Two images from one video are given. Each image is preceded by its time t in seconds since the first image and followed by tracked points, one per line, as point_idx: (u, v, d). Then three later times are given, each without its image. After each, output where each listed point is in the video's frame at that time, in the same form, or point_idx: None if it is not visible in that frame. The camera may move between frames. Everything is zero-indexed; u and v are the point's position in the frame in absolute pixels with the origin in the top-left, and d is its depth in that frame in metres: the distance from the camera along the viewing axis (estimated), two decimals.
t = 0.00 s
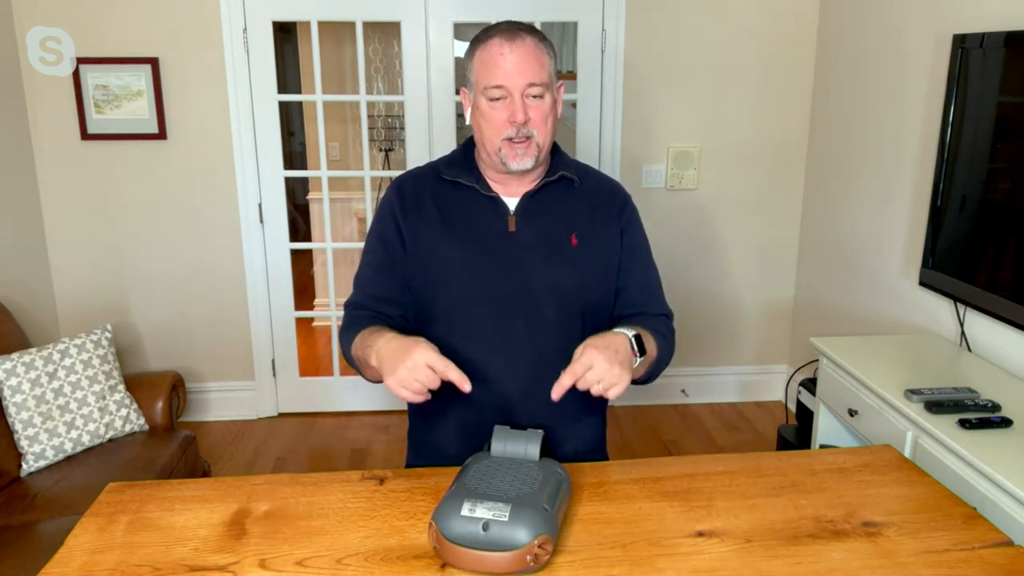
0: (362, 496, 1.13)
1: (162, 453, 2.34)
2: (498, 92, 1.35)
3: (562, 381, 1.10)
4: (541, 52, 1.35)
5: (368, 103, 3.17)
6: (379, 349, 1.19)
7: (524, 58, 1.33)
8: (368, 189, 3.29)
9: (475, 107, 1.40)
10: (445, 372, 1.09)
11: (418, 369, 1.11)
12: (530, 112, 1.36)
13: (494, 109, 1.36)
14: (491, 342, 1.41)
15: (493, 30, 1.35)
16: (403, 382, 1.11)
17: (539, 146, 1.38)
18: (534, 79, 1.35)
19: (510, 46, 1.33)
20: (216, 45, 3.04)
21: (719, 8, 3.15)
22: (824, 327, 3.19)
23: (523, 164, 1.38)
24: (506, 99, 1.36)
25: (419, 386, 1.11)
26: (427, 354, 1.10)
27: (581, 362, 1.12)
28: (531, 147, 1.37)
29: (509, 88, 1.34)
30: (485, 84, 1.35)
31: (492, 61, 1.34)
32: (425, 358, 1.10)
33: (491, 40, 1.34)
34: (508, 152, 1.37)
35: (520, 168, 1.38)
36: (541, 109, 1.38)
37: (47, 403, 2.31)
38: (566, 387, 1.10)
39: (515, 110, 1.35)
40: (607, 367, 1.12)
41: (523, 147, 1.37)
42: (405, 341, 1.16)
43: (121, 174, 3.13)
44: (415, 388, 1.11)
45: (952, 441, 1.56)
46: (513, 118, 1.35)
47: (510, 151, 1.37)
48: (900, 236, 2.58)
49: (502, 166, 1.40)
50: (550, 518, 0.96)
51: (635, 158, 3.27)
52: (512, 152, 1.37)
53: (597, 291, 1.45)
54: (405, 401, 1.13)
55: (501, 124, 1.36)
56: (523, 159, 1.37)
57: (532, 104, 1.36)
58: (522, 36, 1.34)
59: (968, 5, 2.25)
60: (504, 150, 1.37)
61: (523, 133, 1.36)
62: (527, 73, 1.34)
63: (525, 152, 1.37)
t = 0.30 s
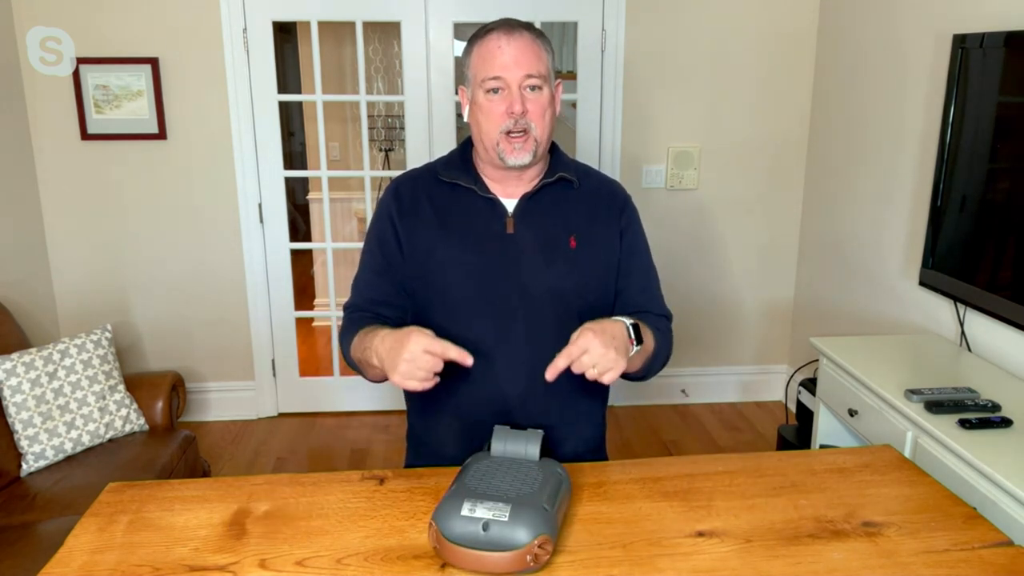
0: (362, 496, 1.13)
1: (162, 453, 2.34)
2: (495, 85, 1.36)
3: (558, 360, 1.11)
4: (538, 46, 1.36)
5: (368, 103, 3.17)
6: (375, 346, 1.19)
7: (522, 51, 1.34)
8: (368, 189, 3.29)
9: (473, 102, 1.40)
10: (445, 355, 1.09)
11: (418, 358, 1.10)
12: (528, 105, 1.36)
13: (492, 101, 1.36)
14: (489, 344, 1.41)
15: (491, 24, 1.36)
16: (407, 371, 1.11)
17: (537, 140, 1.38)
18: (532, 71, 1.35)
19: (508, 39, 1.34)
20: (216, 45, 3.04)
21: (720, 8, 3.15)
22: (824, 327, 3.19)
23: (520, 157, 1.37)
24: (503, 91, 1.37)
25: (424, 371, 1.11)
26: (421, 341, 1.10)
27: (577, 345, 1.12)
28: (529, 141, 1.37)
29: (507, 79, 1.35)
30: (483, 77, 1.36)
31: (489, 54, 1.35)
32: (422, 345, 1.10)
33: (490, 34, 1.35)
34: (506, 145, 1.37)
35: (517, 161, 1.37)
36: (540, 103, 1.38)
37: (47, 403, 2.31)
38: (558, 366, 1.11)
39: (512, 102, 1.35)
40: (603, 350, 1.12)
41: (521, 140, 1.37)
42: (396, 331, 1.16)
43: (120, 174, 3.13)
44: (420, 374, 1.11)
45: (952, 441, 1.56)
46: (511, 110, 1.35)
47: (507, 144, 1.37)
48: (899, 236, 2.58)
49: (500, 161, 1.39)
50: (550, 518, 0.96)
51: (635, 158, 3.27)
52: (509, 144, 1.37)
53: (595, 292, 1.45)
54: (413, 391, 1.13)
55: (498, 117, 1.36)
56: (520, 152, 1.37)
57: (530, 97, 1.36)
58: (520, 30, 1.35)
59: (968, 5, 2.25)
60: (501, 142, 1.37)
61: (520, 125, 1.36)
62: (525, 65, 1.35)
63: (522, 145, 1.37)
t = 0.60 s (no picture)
0: (362, 496, 1.13)
1: (162, 453, 2.34)
2: (494, 83, 1.36)
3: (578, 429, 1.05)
4: (539, 46, 1.36)
5: (368, 103, 3.17)
6: (367, 393, 1.17)
7: (522, 49, 1.34)
8: (368, 189, 3.29)
9: (472, 100, 1.40)
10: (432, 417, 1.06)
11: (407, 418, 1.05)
12: (526, 103, 1.36)
13: (491, 99, 1.37)
14: (488, 344, 1.41)
15: (491, 23, 1.36)
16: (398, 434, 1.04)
17: (535, 138, 1.38)
18: (531, 70, 1.35)
19: (507, 37, 1.34)
20: (216, 45, 3.04)
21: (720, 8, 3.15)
22: (824, 327, 3.19)
23: (518, 156, 1.38)
24: (502, 89, 1.37)
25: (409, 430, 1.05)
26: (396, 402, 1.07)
27: (592, 409, 1.07)
28: (527, 139, 1.38)
29: (506, 78, 1.35)
30: (482, 75, 1.36)
31: (489, 52, 1.35)
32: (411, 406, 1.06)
33: (489, 32, 1.35)
34: (504, 143, 1.37)
35: (515, 160, 1.38)
36: (539, 102, 1.38)
37: (47, 403, 2.31)
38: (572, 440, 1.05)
39: (511, 100, 1.35)
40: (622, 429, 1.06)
41: (519, 137, 1.37)
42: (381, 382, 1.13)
43: (120, 174, 3.13)
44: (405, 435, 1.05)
45: (952, 441, 1.56)
46: (509, 108, 1.35)
47: (506, 142, 1.38)
48: (900, 236, 2.58)
49: (498, 159, 1.40)
50: (550, 519, 0.96)
51: (635, 158, 3.27)
52: (507, 143, 1.37)
53: (594, 293, 1.44)
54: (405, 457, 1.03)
55: (497, 115, 1.36)
56: (518, 151, 1.37)
57: (529, 95, 1.36)
58: (520, 28, 1.35)
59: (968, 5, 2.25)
60: (500, 140, 1.38)
61: (518, 123, 1.36)
62: (524, 64, 1.34)
63: (521, 142, 1.37)
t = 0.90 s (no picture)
0: (362, 496, 1.13)
1: (162, 453, 2.34)
2: (494, 84, 1.35)
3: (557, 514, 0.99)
4: (539, 47, 1.35)
5: (368, 103, 3.17)
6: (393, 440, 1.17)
7: (522, 50, 1.34)
8: (368, 189, 3.29)
9: (471, 100, 1.40)
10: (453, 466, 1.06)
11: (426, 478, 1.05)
12: (526, 105, 1.36)
13: (490, 100, 1.36)
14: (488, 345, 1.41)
15: (492, 23, 1.36)
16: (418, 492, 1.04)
17: (535, 140, 1.39)
18: (531, 71, 1.35)
19: (507, 38, 1.33)
20: (216, 45, 3.04)
21: (720, 8, 3.15)
22: (824, 327, 3.19)
23: (518, 158, 1.38)
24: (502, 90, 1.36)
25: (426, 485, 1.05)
26: (415, 467, 1.06)
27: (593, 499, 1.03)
28: (527, 141, 1.38)
29: (506, 79, 1.34)
30: (482, 76, 1.35)
31: (489, 52, 1.34)
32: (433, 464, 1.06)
33: (489, 33, 1.35)
34: (504, 145, 1.38)
35: (514, 162, 1.38)
36: (539, 103, 1.38)
37: (47, 403, 2.31)
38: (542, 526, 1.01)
39: (511, 102, 1.35)
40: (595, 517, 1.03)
41: (519, 140, 1.38)
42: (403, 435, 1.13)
43: (120, 173, 3.13)
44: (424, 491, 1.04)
45: (952, 441, 1.55)
46: (509, 110, 1.35)
47: (506, 144, 1.38)
48: (900, 236, 2.58)
49: (498, 160, 1.40)
50: (550, 520, 0.96)
51: (635, 158, 3.27)
52: (507, 145, 1.38)
53: (593, 294, 1.44)
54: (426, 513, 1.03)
55: (497, 116, 1.36)
56: (518, 153, 1.38)
57: (529, 97, 1.36)
58: (520, 29, 1.34)
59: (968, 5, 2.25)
60: (500, 141, 1.38)
61: (518, 125, 1.36)
62: (524, 65, 1.34)
63: (520, 144, 1.38)
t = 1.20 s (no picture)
0: (362, 496, 1.13)
1: (162, 453, 2.34)
2: (499, 81, 1.36)
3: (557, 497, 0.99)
4: (544, 45, 1.36)
5: (368, 103, 3.17)
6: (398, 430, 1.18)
7: (528, 48, 1.34)
8: (368, 189, 3.29)
9: (475, 97, 1.40)
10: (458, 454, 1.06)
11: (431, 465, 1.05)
12: (530, 102, 1.36)
13: (495, 97, 1.36)
14: (488, 345, 1.41)
15: (498, 21, 1.36)
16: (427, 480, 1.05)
17: (539, 137, 1.38)
18: (536, 69, 1.35)
19: (513, 35, 1.34)
20: (216, 46, 3.04)
21: (720, 9, 3.15)
22: (824, 327, 3.19)
23: (521, 154, 1.37)
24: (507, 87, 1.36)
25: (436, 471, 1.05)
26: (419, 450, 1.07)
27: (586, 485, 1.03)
28: (530, 138, 1.37)
29: (511, 76, 1.35)
30: (487, 72, 1.36)
31: (494, 49, 1.35)
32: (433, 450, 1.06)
33: (496, 30, 1.35)
34: (507, 141, 1.37)
35: (518, 158, 1.37)
36: (543, 101, 1.38)
37: (47, 403, 2.31)
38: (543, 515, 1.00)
39: (515, 98, 1.35)
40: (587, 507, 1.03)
41: (522, 136, 1.36)
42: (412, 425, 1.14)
43: (119, 173, 3.13)
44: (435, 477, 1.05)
45: (952, 441, 1.56)
46: (513, 106, 1.35)
47: (509, 139, 1.37)
48: (899, 236, 2.58)
49: (501, 157, 1.39)
50: (554, 481, 0.97)
51: (635, 159, 3.27)
52: (511, 141, 1.37)
53: (595, 295, 1.44)
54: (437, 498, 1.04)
55: (501, 113, 1.36)
56: (521, 149, 1.37)
57: (534, 94, 1.36)
58: (526, 28, 1.35)
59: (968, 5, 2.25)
60: (503, 137, 1.37)
61: (522, 122, 1.36)
62: (530, 62, 1.34)
63: (524, 141, 1.37)
